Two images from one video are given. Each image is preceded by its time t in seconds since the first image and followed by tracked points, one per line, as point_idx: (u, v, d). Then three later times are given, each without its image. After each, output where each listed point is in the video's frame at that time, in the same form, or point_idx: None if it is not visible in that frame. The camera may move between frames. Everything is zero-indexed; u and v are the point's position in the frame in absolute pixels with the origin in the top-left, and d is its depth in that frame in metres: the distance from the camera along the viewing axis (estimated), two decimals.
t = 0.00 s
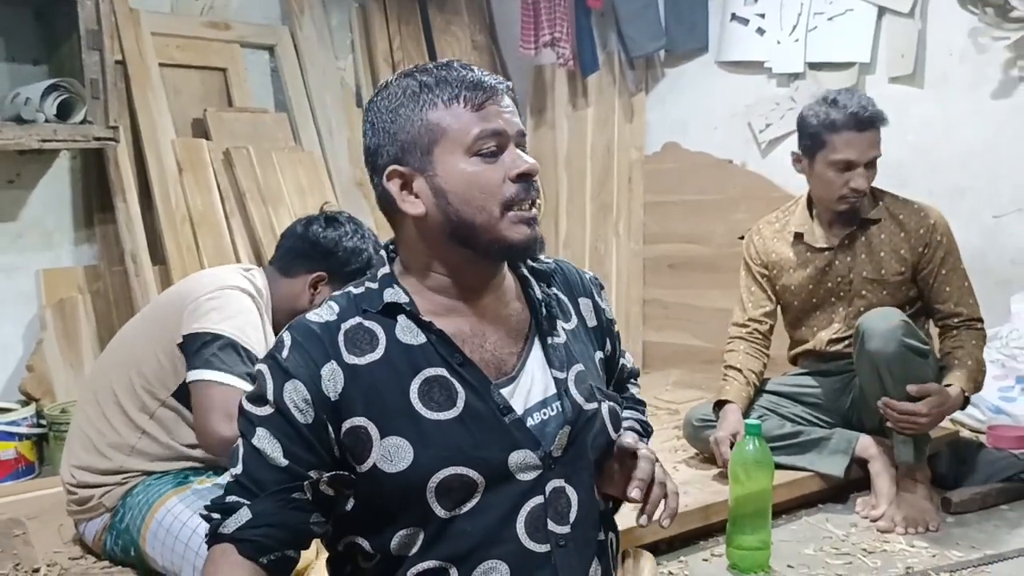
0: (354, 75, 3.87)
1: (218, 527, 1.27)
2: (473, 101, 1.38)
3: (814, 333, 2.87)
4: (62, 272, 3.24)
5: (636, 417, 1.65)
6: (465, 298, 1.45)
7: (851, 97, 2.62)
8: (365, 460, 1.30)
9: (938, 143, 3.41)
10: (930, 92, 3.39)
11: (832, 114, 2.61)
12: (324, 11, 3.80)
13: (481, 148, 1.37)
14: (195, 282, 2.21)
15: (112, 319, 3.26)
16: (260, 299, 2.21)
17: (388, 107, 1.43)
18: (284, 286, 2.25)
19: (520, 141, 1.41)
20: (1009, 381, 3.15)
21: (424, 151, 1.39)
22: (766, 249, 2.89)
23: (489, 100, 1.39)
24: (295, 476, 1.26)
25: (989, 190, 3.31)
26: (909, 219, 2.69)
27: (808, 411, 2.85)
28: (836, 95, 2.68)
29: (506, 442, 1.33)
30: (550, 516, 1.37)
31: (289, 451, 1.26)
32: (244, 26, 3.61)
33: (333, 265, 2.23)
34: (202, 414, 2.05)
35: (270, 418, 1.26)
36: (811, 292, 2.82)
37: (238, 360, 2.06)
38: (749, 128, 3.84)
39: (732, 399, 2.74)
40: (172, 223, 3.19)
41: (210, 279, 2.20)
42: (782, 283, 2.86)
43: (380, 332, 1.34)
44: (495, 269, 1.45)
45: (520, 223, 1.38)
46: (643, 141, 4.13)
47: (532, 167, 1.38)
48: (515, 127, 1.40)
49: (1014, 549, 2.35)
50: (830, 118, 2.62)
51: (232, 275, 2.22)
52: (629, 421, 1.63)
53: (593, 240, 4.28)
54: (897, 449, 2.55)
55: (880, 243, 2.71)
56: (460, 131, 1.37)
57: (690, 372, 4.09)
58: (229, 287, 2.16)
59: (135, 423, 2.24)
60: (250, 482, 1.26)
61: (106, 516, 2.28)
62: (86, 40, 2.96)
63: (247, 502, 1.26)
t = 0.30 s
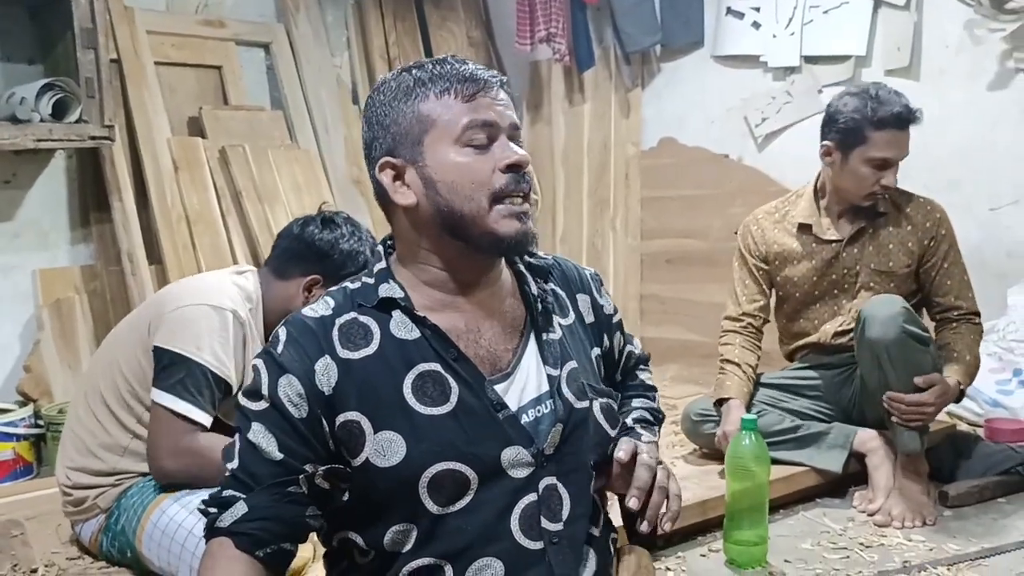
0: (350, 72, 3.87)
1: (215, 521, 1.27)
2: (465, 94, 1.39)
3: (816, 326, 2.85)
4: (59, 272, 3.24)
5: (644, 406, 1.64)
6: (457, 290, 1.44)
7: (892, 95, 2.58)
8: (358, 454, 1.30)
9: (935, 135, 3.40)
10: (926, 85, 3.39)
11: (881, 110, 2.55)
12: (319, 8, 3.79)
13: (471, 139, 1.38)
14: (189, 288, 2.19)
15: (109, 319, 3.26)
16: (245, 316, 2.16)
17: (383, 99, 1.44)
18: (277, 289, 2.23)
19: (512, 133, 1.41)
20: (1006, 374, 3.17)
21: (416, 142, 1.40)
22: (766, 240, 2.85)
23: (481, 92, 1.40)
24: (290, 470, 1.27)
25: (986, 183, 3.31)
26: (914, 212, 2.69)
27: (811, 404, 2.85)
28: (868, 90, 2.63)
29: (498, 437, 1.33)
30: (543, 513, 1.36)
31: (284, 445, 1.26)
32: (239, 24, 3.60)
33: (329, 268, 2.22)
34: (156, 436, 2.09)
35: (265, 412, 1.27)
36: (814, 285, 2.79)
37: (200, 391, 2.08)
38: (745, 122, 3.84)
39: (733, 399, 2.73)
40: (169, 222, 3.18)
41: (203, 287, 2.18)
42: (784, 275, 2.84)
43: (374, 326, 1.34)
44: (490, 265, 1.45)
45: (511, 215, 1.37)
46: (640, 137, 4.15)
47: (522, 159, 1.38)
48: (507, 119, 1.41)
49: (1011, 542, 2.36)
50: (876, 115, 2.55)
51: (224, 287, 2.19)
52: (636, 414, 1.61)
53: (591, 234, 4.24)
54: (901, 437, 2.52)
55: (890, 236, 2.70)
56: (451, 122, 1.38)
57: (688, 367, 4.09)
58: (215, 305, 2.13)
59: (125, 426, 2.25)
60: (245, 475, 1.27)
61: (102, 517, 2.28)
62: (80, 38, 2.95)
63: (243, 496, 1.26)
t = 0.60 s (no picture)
0: (345, 71, 3.87)
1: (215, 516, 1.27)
2: (438, 87, 1.42)
3: (816, 322, 2.85)
4: (54, 273, 3.24)
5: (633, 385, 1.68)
6: (453, 283, 1.44)
7: (913, 96, 2.56)
8: (364, 452, 1.31)
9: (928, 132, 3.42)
10: (919, 82, 3.40)
11: (903, 112, 2.53)
12: (313, 8, 3.79)
13: (450, 129, 1.40)
14: (183, 299, 2.18)
15: (105, 320, 3.26)
16: (242, 325, 2.16)
17: (362, 105, 1.46)
18: (271, 296, 2.23)
19: (490, 119, 1.43)
20: (1000, 370, 3.16)
21: (398, 141, 1.41)
22: (770, 235, 2.85)
23: (454, 85, 1.43)
24: (291, 469, 1.27)
25: (979, 179, 3.32)
26: (923, 213, 2.70)
27: (808, 400, 2.86)
28: (888, 90, 2.61)
29: (503, 431, 1.34)
30: (546, 505, 1.37)
31: (284, 443, 1.26)
32: (233, 24, 3.60)
33: (324, 276, 2.21)
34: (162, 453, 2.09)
35: (267, 411, 1.27)
36: (817, 281, 2.79)
37: (205, 403, 2.08)
38: (739, 120, 3.85)
39: (733, 395, 2.74)
40: (164, 222, 3.18)
41: (198, 298, 2.18)
42: (787, 271, 2.84)
43: (376, 324, 1.34)
44: (485, 257, 1.46)
45: (501, 195, 1.38)
46: (634, 135, 4.15)
47: (503, 141, 1.40)
48: (483, 107, 1.43)
49: (1005, 537, 2.37)
50: (898, 116, 2.53)
51: (219, 296, 2.19)
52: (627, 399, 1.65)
53: (585, 231, 4.22)
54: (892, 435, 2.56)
55: (896, 234, 2.71)
56: (428, 115, 1.40)
57: (684, 364, 4.09)
58: (211, 316, 2.13)
59: (120, 435, 2.24)
60: (246, 473, 1.27)
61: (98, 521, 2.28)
62: (74, 40, 2.95)
63: (243, 494, 1.26)
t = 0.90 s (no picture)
0: (339, 70, 3.87)
1: (213, 497, 1.25)
2: (433, 83, 1.44)
3: (816, 317, 2.86)
4: (50, 273, 3.23)
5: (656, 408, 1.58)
6: (445, 274, 1.45)
7: (922, 93, 2.57)
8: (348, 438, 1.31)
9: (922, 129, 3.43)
10: (914, 78, 3.41)
11: (913, 108, 2.53)
12: (308, 7, 3.79)
13: (443, 123, 1.42)
14: (161, 301, 2.16)
15: (101, 319, 3.26)
16: (223, 325, 2.15)
17: (359, 101, 1.49)
18: (256, 297, 2.24)
19: (484, 115, 1.45)
20: (997, 364, 3.20)
21: (392, 134, 1.44)
22: (773, 228, 2.86)
23: (450, 81, 1.45)
24: (292, 448, 1.27)
25: (974, 174, 3.33)
26: (927, 211, 2.70)
27: (806, 396, 2.85)
28: (898, 85, 2.61)
29: (487, 428, 1.34)
30: (531, 504, 1.37)
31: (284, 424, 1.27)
32: (227, 23, 3.59)
33: (310, 278, 2.22)
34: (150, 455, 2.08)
35: (264, 393, 1.27)
36: (820, 276, 2.80)
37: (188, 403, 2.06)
38: (734, 117, 3.86)
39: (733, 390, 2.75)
40: (160, 221, 3.17)
41: (174, 301, 2.15)
42: (790, 264, 2.84)
43: (367, 313, 1.35)
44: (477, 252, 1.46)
45: (490, 191, 1.40)
46: (629, 133, 4.15)
47: (496, 135, 1.42)
48: (477, 103, 1.45)
49: (1001, 531, 2.38)
50: (907, 112, 2.54)
51: (198, 297, 2.16)
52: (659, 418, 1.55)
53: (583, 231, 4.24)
54: (884, 432, 2.55)
55: (898, 231, 2.71)
56: (421, 110, 1.42)
57: (681, 361, 4.10)
58: (191, 316, 2.11)
59: (107, 438, 2.24)
60: (245, 452, 1.25)
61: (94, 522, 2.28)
62: (69, 39, 2.94)
63: (245, 474, 1.25)
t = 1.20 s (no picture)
0: (339, 68, 3.87)
1: (307, 440, 1.14)
2: (451, 91, 1.38)
3: (815, 313, 2.86)
4: (50, 271, 3.23)
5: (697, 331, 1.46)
6: (441, 283, 1.45)
7: (920, 89, 2.57)
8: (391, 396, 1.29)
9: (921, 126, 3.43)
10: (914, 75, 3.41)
11: (908, 103, 2.54)
12: (307, 5, 3.79)
13: (456, 135, 1.36)
14: (163, 292, 2.15)
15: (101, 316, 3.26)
16: (222, 319, 2.15)
17: (377, 92, 1.43)
18: (258, 286, 2.23)
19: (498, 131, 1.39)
20: (995, 361, 3.17)
21: (403, 135, 1.39)
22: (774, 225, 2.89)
23: (469, 89, 1.38)
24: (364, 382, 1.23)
25: (973, 171, 3.33)
26: (925, 207, 2.71)
27: (806, 392, 2.85)
28: (895, 81, 2.62)
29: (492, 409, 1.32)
30: (534, 489, 1.34)
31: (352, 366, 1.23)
32: (227, 22, 3.59)
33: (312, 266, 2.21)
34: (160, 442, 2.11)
35: (321, 343, 1.23)
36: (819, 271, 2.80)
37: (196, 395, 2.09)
38: (733, 114, 3.86)
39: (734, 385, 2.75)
40: (160, 220, 3.17)
41: (175, 293, 2.15)
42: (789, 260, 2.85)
43: (379, 293, 1.35)
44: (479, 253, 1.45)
45: (491, 210, 1.36)
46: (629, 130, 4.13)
47: (506, 153, 1.36)
48: (494, 116, 1.39)
49: (1000, 527, 2.38)
50: (903, 107, 2.55)
51: (196, 290, 2.16)
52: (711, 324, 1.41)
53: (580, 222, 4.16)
54: (879, 427, 2.55)
55: (897, 227, 2.72)
56: (435, 118, 1.37)
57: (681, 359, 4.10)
58: (193, 311, 2.10)
59: (107, 432, 2.23)
60: (323, 389, 1.18)
61: (95, 517, 2.28)
62: (68, 38, 2.94)
63: (332, 400, 1.16)
